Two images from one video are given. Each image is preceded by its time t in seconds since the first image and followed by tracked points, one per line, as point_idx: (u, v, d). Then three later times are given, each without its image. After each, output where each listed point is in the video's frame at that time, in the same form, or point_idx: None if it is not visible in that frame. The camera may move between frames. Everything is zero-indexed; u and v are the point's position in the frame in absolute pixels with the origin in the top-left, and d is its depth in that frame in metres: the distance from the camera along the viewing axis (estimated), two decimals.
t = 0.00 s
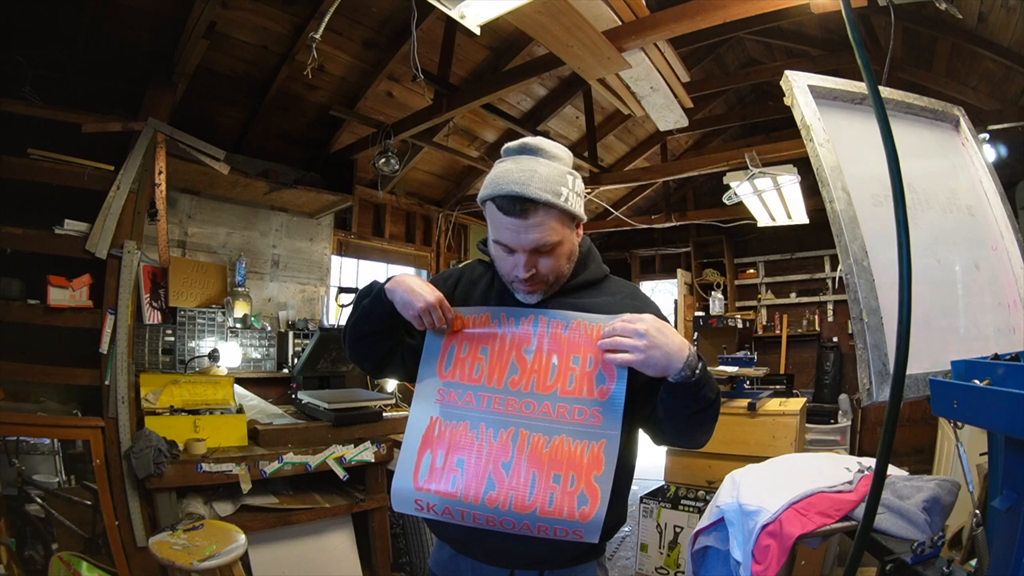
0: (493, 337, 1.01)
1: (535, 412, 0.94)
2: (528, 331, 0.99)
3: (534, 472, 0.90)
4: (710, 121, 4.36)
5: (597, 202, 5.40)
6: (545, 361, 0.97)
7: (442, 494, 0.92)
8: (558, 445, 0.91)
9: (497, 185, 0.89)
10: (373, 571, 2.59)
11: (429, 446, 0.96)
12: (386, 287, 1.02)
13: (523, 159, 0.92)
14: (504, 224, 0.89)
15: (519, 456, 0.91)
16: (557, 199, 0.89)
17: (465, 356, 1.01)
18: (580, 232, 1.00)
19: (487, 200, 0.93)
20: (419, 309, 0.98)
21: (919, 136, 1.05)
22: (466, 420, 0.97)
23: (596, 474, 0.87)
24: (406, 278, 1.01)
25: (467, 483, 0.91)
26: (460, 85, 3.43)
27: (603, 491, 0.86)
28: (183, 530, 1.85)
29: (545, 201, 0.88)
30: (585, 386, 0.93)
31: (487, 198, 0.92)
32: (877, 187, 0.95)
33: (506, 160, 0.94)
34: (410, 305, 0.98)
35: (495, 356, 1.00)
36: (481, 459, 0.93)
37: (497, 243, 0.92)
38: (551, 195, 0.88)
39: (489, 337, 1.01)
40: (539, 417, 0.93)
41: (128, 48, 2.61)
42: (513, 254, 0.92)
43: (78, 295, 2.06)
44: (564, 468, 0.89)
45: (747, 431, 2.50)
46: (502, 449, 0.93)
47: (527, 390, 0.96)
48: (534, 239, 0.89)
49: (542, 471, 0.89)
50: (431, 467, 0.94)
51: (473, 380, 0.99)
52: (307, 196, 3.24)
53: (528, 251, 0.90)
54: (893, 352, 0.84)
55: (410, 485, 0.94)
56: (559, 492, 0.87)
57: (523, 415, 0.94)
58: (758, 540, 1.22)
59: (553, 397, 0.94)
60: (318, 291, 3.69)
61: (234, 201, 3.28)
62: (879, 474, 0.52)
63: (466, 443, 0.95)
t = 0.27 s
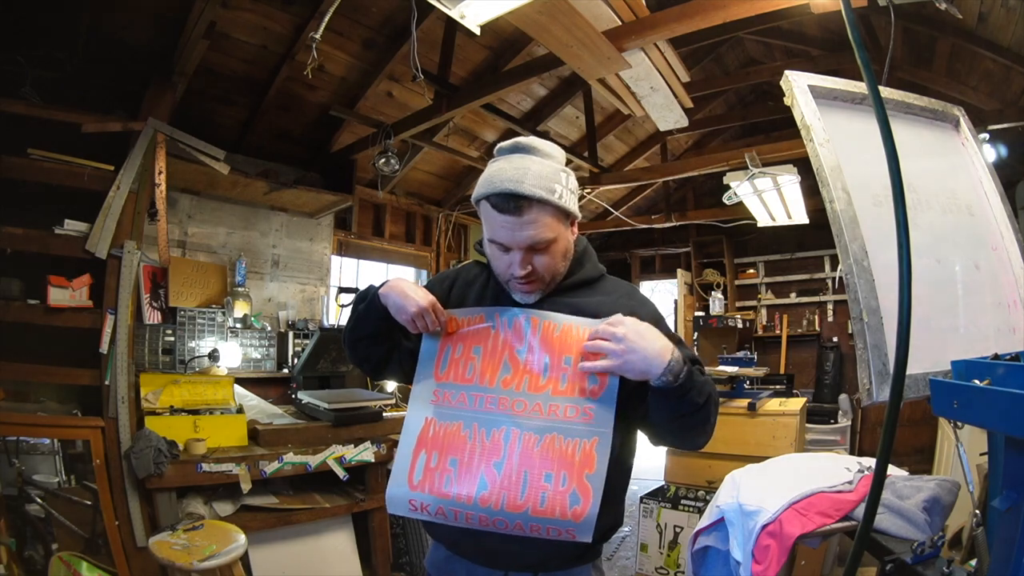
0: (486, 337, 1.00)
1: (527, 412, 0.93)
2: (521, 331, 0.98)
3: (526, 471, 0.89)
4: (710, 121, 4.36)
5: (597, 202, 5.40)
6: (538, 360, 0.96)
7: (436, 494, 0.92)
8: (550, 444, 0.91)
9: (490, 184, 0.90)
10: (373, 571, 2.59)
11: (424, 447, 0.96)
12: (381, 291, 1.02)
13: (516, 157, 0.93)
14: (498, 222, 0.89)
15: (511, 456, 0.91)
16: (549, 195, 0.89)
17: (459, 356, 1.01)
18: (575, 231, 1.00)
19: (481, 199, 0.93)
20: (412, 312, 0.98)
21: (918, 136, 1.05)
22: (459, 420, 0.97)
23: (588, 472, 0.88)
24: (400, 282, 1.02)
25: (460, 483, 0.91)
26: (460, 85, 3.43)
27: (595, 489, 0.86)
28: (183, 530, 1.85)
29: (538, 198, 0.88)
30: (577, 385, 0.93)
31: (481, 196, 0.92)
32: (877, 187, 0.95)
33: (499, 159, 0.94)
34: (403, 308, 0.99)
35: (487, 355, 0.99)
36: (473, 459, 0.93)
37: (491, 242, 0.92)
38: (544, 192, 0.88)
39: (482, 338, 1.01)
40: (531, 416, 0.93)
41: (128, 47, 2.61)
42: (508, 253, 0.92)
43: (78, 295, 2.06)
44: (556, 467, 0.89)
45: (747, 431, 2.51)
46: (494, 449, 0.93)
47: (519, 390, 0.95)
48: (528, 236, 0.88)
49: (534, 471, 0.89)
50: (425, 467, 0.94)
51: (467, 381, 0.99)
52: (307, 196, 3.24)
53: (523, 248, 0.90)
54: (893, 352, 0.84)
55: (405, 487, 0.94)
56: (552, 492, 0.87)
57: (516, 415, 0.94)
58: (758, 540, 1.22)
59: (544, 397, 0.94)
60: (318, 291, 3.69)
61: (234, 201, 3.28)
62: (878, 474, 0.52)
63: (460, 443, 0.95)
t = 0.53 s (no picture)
0: (489, 336, 0.99)
1: (524, 415, 0.93)
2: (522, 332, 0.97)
3: (521, 475, 0.90)
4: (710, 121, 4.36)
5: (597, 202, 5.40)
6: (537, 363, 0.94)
7: (432, 489, 0.95)
8: (545, 451, 0.90)
9: (496, 180, 0.90)
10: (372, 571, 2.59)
11: (421, 442, 0.98)
12: (384, 284, 1.02)
13: (522, 154, 0.93)
14: (503, 218, 0.89)
15: (507, 459, 0.91)
16: (553, 193, 0.89)
17: (461, 353, 1.01)
18: (579, 231, 1.00)
19: (487, 195, 0.93)
20: (417, 302, 0.98)
21: (918, 135, 1.05)
22: (458, 418, 0.97)
23: (582, 481, 0.88)
24: (404, 275, 1.02)
25: (455, 481, 0.93)
26: (460, 85, 3.43)
27: (588, 498, 0.87)
28: (183, 530, 1.85)
29: (543, 195, 0.88)
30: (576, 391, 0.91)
31: (486, 192, 0.93)
32: (877, 187, 0.95)
33: (506, 157, 0.95)
34: (407, 299, 0.98)
35: (488, 354, 0.99)
36: (470, 459, 0.94)
37: (496, 238, 0.92)
38: (549, 189, 0.88)
39: (482, 338, 1.00)
40: (529, 420, 0.92)
41: (128, 47, 2.60)
42: (511, 249, 0.92)
43: (78, 295, 2.06)
44: (551, 472, 0.89)
45: (747, 431, 2.51)
46: (490, 451, 0.93)
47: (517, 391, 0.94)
48: (531, 233, 0.88)
49: (528, 476, 0.90)
50: (422, 462, 0.97)
51: (466, 380, 0.99)
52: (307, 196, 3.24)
53: (526, 246, 0.90)
54: (893, 352, 0.84)
55: (405, 479, 0.98)
56: (542, 498, 0.88)
57: (513, 417, 0.93)
58: (758, 540, 1.22)
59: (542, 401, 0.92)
60: (317, 291, 3.69)
61: (234, 201, 3.28)
62: (879, 474, 0.52)
63: (456, 442, 0.96)
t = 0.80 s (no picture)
0: (488, 339, 0.99)
1: (525, 419, 0.93)
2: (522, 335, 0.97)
3: (521, 480, 0.90)
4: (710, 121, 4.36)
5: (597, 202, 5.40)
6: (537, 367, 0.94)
7: (433, 493, 0.95)
8: (545, 455, 0.90)
9: (495, 181, 0.90)
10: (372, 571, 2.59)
11: (420, 446, 0.98)
12: (382, 288, 1.01)
13: (521, 154, 0.92)
14: (502, 220, 0.89)
15: (508, 463, 0.91)
16: (552, 194, 0.89)
17: (460, 356, 1.00)
18: (580, 231, 1.00)
19: (486, 196, 0.93)
20: (414, 305, 0.97)
21: (918, 135, 1.05)
22: (457, 422, 0.97)
23: (582, 485, 0.88)
24: (401, 278, 1.01)
25: (455, 486, 0.93)
26: (460, 85, 3.43)
27: (589, 502, 0.87)
28: (183, 530, 1.85)
29: (543, 195, 0.88)
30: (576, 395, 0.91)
31: (486, 193, 0.93)
32: (877, 187, 0.95)
33: (505, 157, 0.94)
34: (404, 302, 0.98)
35: (488, 357, 0.98)
36: (469, 463, 0.93)
37: (496, 239, 0.92)
38: (549, 190, 0.88)
39: (481, 341, 1.00)
40: (529, 424, 0.92)
41: (128, 47, 2.60)
42: (510, 251, 0.92)
43: (78, 295, 2.06)
44: (552, 477, 0.89)
45: (747, 431, 2.51)
46: (490, 455, 0.93)
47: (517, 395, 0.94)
48: (530, 234, 0.88)
49: (529, 480, 0.90)
50: (421, 466, 0.97)
51: (466, 383, 0.99)
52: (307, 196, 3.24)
53: (526, 247, 0.90)
54: (893, 352, 0.84)
55: (407, 482, 0.98)
56: (543, 503, 0.88)
57: (513, 421, 0.93)
58: (758, 540, 1.22)
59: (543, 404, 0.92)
60: (317, 291, 3.69)
61: (234, 201, 3.28)
62: (879, 474, 0.52)
63: (456, 446, 0.96)
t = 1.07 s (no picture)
0: (486, 343, 0.99)
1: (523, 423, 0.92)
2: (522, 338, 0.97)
3: (519, 484, 0.90)
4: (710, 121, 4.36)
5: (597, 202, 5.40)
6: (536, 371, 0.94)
7: (433, 497, 0.96)
8: (544, 459, 0.90)
9: (495, 181, 0.90)
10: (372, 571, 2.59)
11: (418, 450, 0.98)
12: (377, 293, 1.01)
13: (521, 154, 0.92)
14: (504, 219, 0.89)
15: (506, 468, 0.91)
16: (553, 193, 0.89)
17: (457, 360, 1.00)
18: (580, 230, 1.00)
19: (486, 196, 0.93)
20: (408, 309, 0.97)
21: (918, 135, 1.05)
22: (456, 426, 0.97)
23: (580, 490, 0.88)
24: (396, 283, 1.01)
25: (454, 490, 0.93)
26: (460, 85, 3.43)
27: (587, 507, 0.87)
28: (183, 530, 1.85)
29: (545, 194, 0.88)
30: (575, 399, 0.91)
31: (486, 192, 0.92)
32: (877, 187, 0.95)
33: (505, 157, 0.95)
34: (397, 307, 0.98)
35: (485, 361, 0.98)
36: (467, 467, 0.93)
37: (497, 239, 0.92)
38: (551, 189, 0.88)
39: (479, 344, 1.00)
40: (526, 428, 0.92)
41: (128, 47, 2.60)
42: (512, 251, 0.91)
43: (78, 295, 2.06)
44: (549, 481, 0.89)
45: (747, 430, 2.51)
46: (488, 460, 0.93)
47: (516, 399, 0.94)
48: (532, 233, 0.88)
49: (527, 484, 0.90)
50: (421, 470, 0.97)
51: (464, 386, 0.99)
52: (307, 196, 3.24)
53: (527, 246, 0.89)
54: (892, 352, 0.84)
55: (407, 486, 0.99)
56: (541, 508, 0.88)
57: (511, 425, 0.93)
58: (758, 540, 1.22)
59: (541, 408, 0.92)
60: (317, 291, 3.69)
61: (234, 201, 3.28)
62: (879, 474, 0.52)
63: (454, 450, 0.95)
